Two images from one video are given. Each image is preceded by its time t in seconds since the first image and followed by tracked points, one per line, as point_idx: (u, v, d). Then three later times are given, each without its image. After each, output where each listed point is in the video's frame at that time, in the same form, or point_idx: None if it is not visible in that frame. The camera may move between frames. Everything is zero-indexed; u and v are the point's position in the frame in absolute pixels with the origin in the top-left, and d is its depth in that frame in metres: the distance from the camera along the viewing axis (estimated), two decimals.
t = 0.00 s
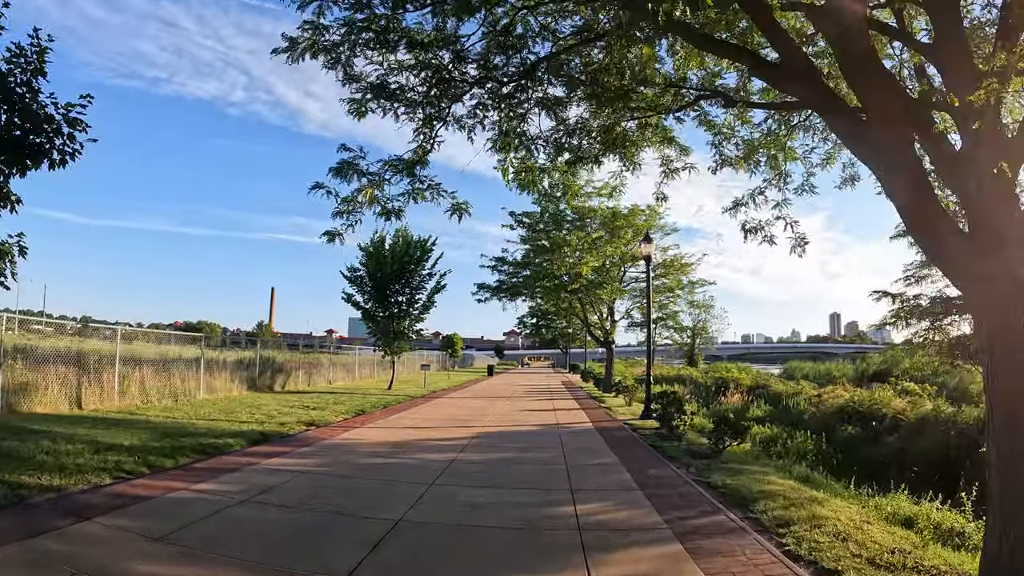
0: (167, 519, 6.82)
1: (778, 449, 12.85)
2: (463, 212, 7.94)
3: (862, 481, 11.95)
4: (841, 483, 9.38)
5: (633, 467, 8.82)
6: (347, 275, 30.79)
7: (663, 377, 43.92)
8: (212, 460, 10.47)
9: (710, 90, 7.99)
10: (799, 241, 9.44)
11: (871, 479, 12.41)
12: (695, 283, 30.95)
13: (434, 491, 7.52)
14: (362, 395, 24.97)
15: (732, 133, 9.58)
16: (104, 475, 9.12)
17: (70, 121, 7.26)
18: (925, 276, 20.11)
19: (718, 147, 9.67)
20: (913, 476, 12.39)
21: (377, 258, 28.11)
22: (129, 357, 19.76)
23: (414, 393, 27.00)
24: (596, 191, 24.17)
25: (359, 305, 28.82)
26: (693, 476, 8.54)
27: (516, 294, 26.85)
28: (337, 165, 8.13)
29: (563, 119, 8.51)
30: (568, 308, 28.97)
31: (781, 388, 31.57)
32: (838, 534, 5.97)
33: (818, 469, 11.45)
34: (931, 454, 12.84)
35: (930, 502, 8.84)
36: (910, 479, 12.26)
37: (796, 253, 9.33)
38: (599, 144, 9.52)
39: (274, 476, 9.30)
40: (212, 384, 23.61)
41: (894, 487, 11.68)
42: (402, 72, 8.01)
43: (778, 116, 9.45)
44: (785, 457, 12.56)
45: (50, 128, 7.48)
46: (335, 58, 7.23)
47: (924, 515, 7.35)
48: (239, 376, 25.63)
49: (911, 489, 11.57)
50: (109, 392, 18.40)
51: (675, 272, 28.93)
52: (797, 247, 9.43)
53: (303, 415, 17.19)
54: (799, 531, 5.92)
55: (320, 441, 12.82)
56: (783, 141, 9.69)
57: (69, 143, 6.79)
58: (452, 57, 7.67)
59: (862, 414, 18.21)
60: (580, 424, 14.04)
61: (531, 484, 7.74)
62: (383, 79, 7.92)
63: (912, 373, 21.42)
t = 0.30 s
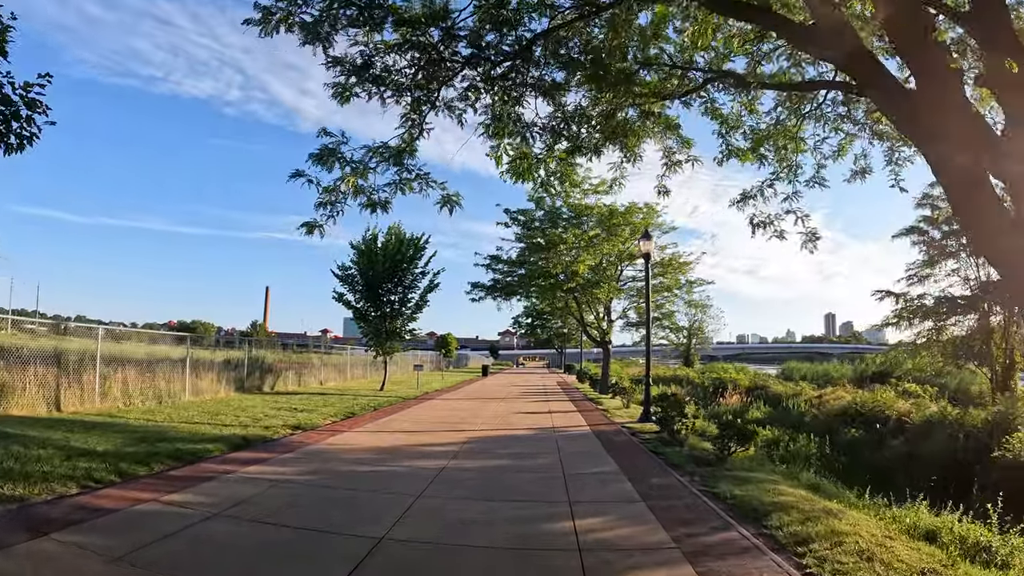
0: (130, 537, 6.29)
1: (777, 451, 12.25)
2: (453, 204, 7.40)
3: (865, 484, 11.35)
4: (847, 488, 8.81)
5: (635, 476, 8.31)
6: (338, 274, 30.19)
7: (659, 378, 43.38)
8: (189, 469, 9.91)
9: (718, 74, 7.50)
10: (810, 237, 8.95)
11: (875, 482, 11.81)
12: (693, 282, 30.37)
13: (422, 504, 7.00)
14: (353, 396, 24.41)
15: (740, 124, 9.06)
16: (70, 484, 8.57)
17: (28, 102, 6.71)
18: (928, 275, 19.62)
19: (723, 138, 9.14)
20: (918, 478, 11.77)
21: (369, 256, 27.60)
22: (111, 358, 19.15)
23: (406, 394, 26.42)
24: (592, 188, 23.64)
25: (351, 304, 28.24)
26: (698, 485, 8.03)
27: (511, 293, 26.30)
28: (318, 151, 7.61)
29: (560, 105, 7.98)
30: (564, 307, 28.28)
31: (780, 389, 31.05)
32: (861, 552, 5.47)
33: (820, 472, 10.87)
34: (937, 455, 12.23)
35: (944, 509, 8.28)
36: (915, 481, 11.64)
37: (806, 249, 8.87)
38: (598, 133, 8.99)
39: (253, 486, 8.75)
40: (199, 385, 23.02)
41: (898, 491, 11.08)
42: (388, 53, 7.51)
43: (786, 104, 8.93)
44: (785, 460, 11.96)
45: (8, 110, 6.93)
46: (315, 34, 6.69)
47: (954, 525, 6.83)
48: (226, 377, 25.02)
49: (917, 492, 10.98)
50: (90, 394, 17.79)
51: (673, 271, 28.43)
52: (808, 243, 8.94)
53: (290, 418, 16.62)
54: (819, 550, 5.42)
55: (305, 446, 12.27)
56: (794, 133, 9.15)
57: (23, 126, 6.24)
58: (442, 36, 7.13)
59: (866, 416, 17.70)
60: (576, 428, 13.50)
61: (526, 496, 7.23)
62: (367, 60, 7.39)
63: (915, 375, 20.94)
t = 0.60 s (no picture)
0: (72, 549, 5.70)
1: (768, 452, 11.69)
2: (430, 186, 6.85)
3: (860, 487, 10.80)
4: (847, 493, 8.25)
5: (624, 480, 7.79)
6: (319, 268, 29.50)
7: (644, 375, 42.96)
8: (150, 472, 9.28)
9: (716, 48, 6.99)
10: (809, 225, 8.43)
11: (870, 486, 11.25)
12: (679, 278, 29.93)
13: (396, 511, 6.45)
14: (333, 393, 23.73)
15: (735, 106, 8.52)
16: (18, 488, 7.93)
17: None
18: (919, 271, 19.25)
19: (718, 119, 8.60)
20: (914, 482, 11.22)
21: (349, 250, 26.97)
22: (79, 353, 18.37)
23: (388, 391, 25.80)
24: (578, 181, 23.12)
25: (332, 298, 27.56)
26: (691, 489, 7.52)
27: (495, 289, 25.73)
28: (283, 128, 7.04)
29: (546, 82, 7.41)
30: (549, 303, 27.69)
31: (768, 386, 30.71)
32: (875, 564, 4.99)
33: (814, 474, 10.31)
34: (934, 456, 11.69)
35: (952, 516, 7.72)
36: (912, 485, 11.08)
37: (806, 238, 8.36)
38: (587, 114, 8.44)
39: (214, 490, 8.13)
40: (173, 381, 22.23)
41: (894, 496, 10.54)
42: (361, 21, 6.94)
43: (784, 83, 8.42)
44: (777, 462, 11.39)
45: None
46: None
47: (968, 529, 6.33)
48: (201, 373, 24.25)
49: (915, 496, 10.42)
50: (56, 391, 17.00)
51: (660, 267, 27.99)
52: (807, 230, 8.41)
53: (265, 416, 15.96)
54: (829, 562, 4.94)
55: (276, 446, 11.63)
56: (793, 116, 8.60)
57: None
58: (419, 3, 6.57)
59: (857, 414, 17.29)
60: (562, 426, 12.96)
61: (508, 501, 6.70)
62: (338, 28, 6.81)
63: (906, 372, 20.60)
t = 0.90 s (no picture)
0: None
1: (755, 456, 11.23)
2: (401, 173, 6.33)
3: (850, 494, 10.37)
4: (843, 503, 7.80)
5: (607, 491, 7.29)
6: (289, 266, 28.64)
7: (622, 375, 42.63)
8: (98, 487, 8.57)
9: (709, 28, 6.52)
10: (802, 221, 7.98)
11: (858, 491, 10.85)
12: (658, 277, 29.58)
13: (362, 531, 5.89)
14: (304, 395, 22.96)
15: (725, 94, 8.05)
16: None
17: None
18: (901, 271, 19.05)
19: (707, 108, 8.13)
20: (904, 487, 10.84)
21: (321, 247, 26.22)
22: (35, 355, 17.43)
23: (362, 392, 25.12)
24: (556, 178, 22.62)
25: (303, 297, 26.79)
26: (679, 500, 7.05)
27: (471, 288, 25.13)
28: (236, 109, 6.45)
29: (525, 65, 6.88)
30: (526, 303, 27.17)
31: (747, 387, 30.51)
32: None
33: (804, 480, 9.87)
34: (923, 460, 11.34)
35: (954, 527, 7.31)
36: (902, 491, 10.70)
37: (799, 235, 7.92)
38: (568, 101, 7.92)
39: (165, 506, 7.47)
40: (138, 384, 21.31)
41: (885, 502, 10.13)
42: None
43: (776, 71, 7.98)
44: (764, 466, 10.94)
45: None
46: None
47: (977, 543, 5.92)
48: (168, 375, 23.32)
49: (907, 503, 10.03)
50: (8, 395, 16.06)
51: (639, 265, 27.62)
52: (800, 227, 7.96)
53: (230, 420, 15.22)
54: None
55: (239, 454, 10.94)
56: (785, 106, 8.15)
57: None
58: None
59: (839, 415, 17.00)
60: (540, 431, 12.44)
61: (484, 518, 6.16)
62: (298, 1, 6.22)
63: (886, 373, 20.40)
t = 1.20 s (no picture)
0: None
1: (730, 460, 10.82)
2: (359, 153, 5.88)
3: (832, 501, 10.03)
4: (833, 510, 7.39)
5: (583, 499, 6.78)
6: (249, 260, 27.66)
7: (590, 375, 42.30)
8: (27, 495, 7.78)
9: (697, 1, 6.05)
10: (789, 213, 7.58)
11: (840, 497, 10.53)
12: (628, 276, 29.27)
13: (316, 548, 5.29)
14: (264, 394, 22.07)
15: (709, 77, 7.59)
16: None
17: None
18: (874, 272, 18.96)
19: (691, 92, 7.67)
20: (885, 493, 10.48)
21: (283, 241, 25.33)
22: None
23: (325, 391, 24.30)
24: (525, 173, 22.10)
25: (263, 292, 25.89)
26: (660, 509, 6.56)
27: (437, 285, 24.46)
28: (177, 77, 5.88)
29: (501, 38, 6.34)
30: (494, 300, 26.57)
31: (716, 387, 30.38)
32: None
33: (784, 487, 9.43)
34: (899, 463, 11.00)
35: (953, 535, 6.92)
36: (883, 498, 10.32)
37: (786, 228, 7.54)
38: (544, 81, 7.40)
39: (99, 518, 6.76)
40: (89, 381, 20.21)
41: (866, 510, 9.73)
42: None
43: (763, 55, 7.57)
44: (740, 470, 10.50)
45: None
46: None
47: (979, 554, 5.54)
48: (121, 372, 22.22)
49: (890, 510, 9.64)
50: None
51: (609, 263, 27.26)
52: (787, 221, 7.56)
53: (182, 421, 14.37)
54: None
55: (189, 458, 10.20)
56: (773, 92, 7.72)
57: None
58: None
59: (811, 417, 16.76)
60: (509, 433, 11.92)
61: (452, 532, 5.60)
62: None
63: (855, 374, 20.31)
